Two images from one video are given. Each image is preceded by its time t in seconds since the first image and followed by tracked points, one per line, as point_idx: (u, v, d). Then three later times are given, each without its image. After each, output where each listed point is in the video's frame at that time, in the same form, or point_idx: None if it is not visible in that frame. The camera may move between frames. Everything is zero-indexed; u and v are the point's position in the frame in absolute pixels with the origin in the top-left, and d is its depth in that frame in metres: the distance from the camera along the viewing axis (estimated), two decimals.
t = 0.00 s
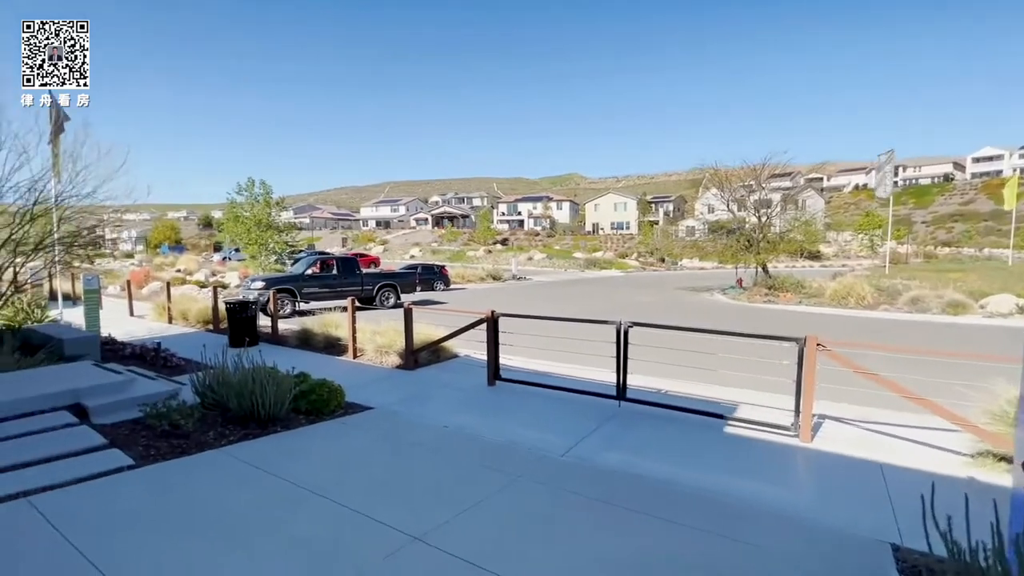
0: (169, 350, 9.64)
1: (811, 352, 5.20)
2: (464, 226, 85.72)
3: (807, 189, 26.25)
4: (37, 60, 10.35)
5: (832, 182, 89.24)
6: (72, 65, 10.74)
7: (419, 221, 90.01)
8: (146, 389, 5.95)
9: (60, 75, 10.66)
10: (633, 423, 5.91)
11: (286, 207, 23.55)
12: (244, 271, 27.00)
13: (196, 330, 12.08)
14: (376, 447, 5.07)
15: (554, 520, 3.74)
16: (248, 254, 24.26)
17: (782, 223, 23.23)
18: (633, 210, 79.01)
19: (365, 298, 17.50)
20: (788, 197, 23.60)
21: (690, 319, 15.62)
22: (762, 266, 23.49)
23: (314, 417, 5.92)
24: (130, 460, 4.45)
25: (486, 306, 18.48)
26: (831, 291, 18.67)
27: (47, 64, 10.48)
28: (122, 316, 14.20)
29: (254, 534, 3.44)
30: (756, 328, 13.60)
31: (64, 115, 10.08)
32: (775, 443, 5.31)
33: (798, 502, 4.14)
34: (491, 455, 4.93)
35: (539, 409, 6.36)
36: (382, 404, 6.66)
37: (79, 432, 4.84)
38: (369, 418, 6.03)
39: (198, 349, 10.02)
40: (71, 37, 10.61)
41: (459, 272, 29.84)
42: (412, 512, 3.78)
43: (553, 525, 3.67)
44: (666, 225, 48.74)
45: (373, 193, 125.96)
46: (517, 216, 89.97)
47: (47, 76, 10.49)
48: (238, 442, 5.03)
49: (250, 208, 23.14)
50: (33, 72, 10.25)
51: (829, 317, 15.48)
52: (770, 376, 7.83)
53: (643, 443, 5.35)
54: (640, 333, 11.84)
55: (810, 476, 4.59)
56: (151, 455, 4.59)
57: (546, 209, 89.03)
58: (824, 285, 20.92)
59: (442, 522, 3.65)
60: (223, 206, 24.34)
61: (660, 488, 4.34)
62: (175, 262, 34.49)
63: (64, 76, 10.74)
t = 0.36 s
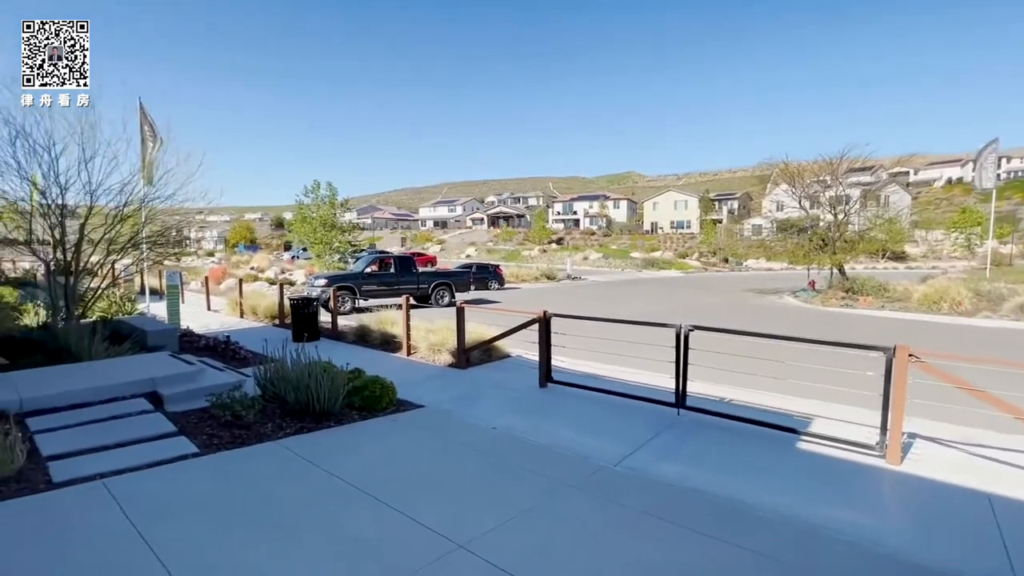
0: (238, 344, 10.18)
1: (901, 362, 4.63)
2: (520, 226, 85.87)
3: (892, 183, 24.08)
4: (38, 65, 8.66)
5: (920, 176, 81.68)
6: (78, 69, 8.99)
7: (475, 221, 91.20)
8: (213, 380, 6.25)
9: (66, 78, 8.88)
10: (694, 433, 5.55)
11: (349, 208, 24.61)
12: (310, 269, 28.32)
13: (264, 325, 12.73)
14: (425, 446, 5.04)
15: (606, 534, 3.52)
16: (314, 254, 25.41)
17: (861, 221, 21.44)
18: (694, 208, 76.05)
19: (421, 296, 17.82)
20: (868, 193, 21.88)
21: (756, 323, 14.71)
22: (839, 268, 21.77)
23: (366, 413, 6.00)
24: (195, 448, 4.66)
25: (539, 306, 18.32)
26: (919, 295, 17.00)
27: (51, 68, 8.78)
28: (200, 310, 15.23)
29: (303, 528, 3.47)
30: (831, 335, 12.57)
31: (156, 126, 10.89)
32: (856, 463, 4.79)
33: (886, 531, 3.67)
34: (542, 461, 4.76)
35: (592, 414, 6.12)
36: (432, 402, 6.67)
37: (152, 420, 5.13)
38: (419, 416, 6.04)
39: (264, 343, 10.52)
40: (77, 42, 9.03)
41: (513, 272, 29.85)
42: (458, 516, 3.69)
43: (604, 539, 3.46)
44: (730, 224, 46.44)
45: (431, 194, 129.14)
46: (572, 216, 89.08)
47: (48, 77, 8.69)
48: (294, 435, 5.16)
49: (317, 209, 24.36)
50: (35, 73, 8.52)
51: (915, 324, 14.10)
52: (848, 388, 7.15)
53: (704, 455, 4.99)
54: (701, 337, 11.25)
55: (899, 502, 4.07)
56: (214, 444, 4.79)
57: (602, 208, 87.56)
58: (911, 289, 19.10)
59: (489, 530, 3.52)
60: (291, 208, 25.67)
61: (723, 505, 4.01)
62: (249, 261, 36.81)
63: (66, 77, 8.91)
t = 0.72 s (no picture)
0: (289, 340, 10.52)
1: (999, 377, 4.05)
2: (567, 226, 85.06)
3: (977, 177, 21.90)
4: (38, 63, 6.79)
5: (1009, 168, 74.28)
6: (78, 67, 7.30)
7: (522, 220, 91.21)
8: (261, 375, 6.41)
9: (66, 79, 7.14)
10: (750, 446, 5.14)
11: (399, 209, 25.08)
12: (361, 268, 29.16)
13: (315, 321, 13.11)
14: (463, 449, 4.91)
15: (653, 555, 3.23)
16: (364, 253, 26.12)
17: (940, 218, 19.64)
18: (750, 206, 72.68)
19: (466, 295, 17.88)
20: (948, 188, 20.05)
21: (818, 329, 13.75)
22: (913, 270, 20.04)
23: (406, 412, 5.96)
24: (239, 442, 4.74)
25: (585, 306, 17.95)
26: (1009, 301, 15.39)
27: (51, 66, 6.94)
28: (257, 306, 15.93)
29: (335, 530, 3.40)
30: (905, 343, 11.52)
31: (220, 130, 11.39)
32: (941, 488, 4.24)
33: (981, 568, 3.19)
34: (584, 470, 4.52)
35: (638, 421, 5.80)
36: (472, 403, 6.57)
37: (202, 413, 5.29)
38: (459, 417, 5.94)
39: (313, 339, 10.82)
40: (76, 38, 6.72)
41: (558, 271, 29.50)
42: (492, 526, 3.52)
43: (650, 560, 3.19)
44: (789, 223, 44.00)
45: (478, 194, 130.40)
46: (621, 215, 87.39)
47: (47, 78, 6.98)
48: (334, 432, 5.18)
49: (368, 210, 24.99)
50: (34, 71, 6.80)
51: (1004, 332, 12.74)
52: (929, 404, 6.44)
53: (763, 472, 4.58)
54: (757, 343, 10.59)
55: (996, 536, 3.55)
56: (257, 439, 4.87)
57: (652, 207, 85.38)
58: (999, 294, 17.31)
59: (524, 543, 3.33)
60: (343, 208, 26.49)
61: (785, 530, 3.62)
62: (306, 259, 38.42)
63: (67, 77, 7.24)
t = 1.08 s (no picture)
0: (334, 336, 10.70)
1: None
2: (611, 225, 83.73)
3: None
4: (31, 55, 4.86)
5: None
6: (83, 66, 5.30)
7: (564, 220, 90.45)
8: (304, 370, 6.47)
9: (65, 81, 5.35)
10: (814, 461, 4.70)
11: (441, 208, 25.31)
12: (405, 266, 29.62)
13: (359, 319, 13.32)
14: (502, 454, 4.73)
15: None
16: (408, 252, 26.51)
17: None
18: (806, 203, 69.08)
19: (507, 294, 17.76)
20: None
21: (885, 334, 12.75)
22: (994, 271, 18.31)
23: (445, 412, 5.85)
24: (280, 437, 4.75)
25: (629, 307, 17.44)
26: None
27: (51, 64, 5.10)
28: (306, 303, 16.40)
29: (368, 534, 3.30)
30: (989, 350, 10.47)
31: (270, 130, 11.67)
32: None
33: None
34: (631, 482, 4.22)
35: (690, 431, 5.43)
36: (514, 404, 6.39)
37: (247, 407, 5.35)
38: (500, 419, 5.78)
39: (357, 336, 10.98)
40: (77, 36, 4.91)
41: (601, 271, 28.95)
42: (530, 538, 3.31)
43: None
44: (850, 221, 41.43)
45: (521, 194, 130.39)
46: (666, 214, 85.13)
47: (46, 80, 5.30)
48: (373, 430, 5.12)
49: (411, 209, 25.35)
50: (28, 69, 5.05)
51: None
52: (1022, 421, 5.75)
53: (832, 491, 4.14)
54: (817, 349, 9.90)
55: None
56: (297, 435, 4.87)
57: (699, 205, 82.65)
58: None
59: (564, 559, 3.10)
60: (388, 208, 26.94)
61: (862, 558, 3.21)
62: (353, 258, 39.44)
63: (66, 78, 5.43)
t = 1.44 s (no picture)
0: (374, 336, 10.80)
1: None
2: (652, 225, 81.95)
3: None
4: (34, 61, 4.08)
5: None
6: (86, 65, 4.47)
7: (604, 220, 89.19)
8: (342, 370, 6.47)
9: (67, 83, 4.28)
10: (886, 484, 4.25)
11: (480, 208, 25.32)
12: (444, 266, 29.86)
13: (398, 318, 13.42)
14: (542, 464, 4.54)
15: None
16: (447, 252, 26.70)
17: None
18: (863, 201, 65.32)
19: (546, 295, 17.53)
20: None
21: (956, 342, 11.75)
22: None
23: (482, 417, 5.70)
24: (317, 439, 4.72)
25: (672, 309, 16.86)
26: None
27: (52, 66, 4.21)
28: (348, 301, 16.72)
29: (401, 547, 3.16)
30: None
31: (314, 132, 11.89)
32: None
33: None
34: (679, 500, 3.94)
35: (743, 445, 5.07)
36: (554, 411, 6.17)
37: (286, 407, 5.37)
38: (539, 426, 5.59)
39: (396, 336, 11.04)
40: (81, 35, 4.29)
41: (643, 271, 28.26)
42: (571, 559, 3.09)
43: None
44: (913, 220, 38.79)
45: (560, 194, 129.57)
46: (711, 213, 82.52)
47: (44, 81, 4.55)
48: (409, 435, 5.02)
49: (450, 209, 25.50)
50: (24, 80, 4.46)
51: None
52: None
53: (911, 519, 3.71)
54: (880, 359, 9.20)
55: None
56: (334, 437, 4.83)
57: (746, 204, 79.65)
58: None
59: None
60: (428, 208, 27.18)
61: None
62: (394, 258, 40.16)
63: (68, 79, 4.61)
